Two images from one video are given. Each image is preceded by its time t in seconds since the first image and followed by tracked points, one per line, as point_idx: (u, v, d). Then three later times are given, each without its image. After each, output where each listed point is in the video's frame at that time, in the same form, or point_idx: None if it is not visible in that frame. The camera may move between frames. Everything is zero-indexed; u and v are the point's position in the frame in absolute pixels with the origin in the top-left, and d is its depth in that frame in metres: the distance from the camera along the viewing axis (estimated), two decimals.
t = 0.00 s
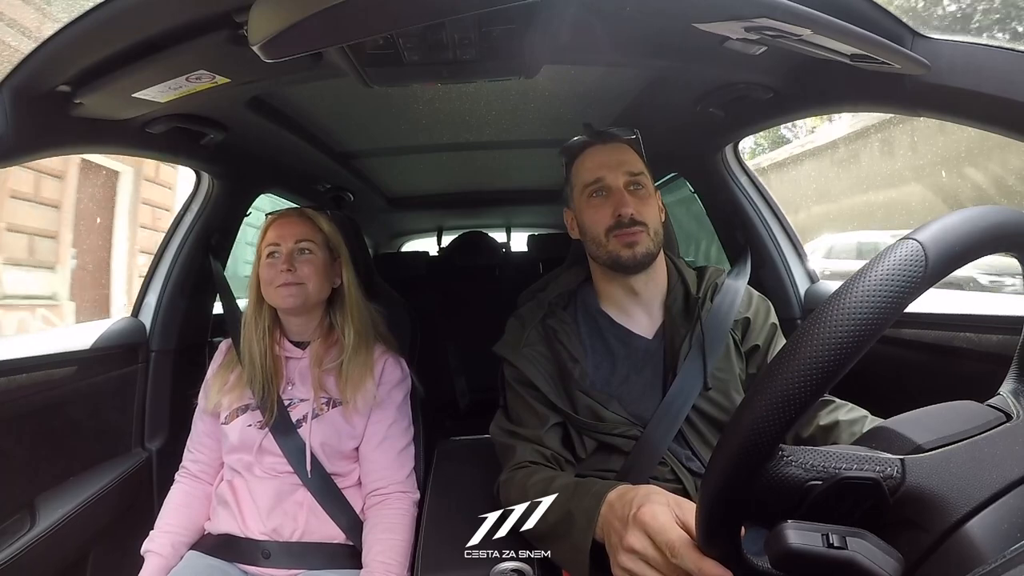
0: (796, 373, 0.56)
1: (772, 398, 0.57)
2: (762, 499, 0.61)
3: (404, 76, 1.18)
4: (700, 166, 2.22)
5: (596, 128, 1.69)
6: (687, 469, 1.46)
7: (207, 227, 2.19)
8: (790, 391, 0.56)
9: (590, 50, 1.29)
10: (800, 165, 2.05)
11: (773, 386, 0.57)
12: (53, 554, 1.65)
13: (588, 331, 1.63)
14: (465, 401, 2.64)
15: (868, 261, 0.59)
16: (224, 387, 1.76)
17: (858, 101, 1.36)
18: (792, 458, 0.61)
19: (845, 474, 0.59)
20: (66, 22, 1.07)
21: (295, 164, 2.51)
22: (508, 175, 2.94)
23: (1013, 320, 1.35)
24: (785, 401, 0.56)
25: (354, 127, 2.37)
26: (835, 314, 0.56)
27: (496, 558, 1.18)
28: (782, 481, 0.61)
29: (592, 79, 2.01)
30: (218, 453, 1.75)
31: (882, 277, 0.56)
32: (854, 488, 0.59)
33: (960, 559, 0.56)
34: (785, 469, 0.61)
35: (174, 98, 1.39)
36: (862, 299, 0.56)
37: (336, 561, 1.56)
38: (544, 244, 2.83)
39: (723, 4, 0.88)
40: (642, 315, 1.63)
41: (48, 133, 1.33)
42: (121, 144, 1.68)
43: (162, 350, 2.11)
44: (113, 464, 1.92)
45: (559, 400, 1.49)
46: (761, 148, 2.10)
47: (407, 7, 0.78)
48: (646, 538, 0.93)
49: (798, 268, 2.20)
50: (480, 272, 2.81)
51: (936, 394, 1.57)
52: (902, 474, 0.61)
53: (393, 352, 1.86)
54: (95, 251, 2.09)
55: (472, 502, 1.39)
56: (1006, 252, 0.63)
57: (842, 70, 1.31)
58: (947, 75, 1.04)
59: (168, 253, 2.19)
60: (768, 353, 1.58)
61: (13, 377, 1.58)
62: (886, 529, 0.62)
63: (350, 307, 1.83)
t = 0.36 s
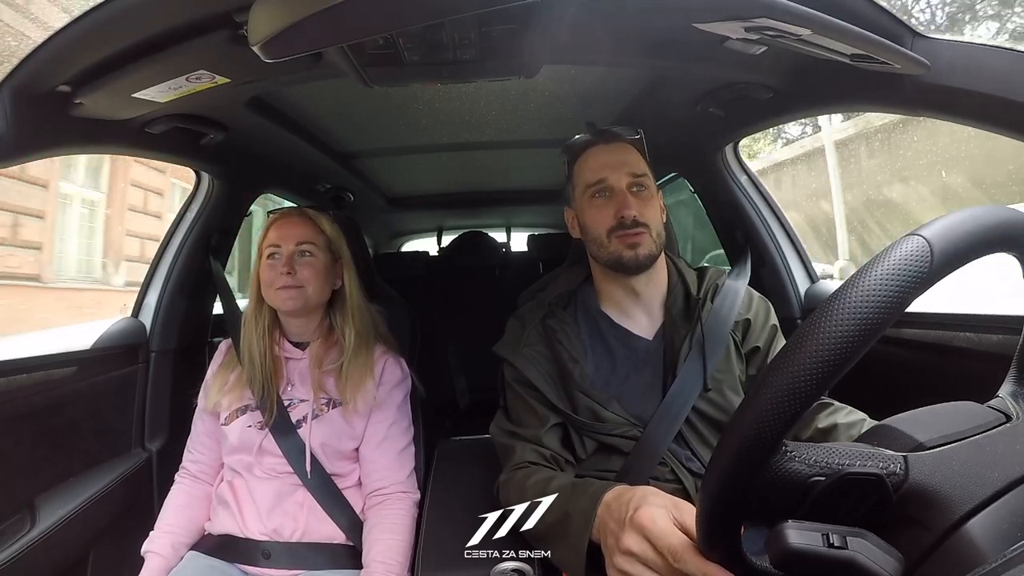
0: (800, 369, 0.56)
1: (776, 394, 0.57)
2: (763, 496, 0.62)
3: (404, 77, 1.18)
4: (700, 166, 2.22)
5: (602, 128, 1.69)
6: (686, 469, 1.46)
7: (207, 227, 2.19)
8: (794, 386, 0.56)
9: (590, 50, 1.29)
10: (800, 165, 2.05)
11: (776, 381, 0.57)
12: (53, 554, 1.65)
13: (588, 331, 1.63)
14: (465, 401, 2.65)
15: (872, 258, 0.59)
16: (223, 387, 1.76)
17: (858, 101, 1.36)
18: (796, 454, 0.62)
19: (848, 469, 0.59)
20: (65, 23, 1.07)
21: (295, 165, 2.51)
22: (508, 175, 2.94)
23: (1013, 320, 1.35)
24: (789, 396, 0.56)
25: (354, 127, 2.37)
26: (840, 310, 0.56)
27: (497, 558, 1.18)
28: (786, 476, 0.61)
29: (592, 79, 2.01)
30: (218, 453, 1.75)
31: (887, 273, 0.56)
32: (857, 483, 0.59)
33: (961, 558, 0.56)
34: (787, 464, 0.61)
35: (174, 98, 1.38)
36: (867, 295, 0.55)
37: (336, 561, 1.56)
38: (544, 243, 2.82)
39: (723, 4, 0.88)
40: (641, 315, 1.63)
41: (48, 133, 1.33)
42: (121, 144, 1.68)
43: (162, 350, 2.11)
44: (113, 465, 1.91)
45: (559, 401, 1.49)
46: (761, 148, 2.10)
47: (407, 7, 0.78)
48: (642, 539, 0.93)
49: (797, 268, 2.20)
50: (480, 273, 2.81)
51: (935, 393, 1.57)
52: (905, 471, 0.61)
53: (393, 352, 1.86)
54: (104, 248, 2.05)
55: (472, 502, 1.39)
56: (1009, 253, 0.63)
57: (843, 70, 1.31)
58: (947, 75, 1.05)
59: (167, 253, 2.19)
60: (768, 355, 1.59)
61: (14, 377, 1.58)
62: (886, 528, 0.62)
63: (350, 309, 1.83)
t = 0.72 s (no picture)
0: (801, 368, 0.56)
1: (777, 393, 0.57)
2: (764, 495, 0.62)
3: (404, 78, 1.18)
4: (700, 166, 2.21)
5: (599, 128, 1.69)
6: (686, 469, 1.46)
7: (207, 227, 2.19)
8: (796, 385, 0.56)
9: (589, 50, 1.29)
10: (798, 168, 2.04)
11: (778, 380, 0.57)
12: (52, 554, 1.65)
13: (588, 331, 1.63)
14: (465, 401, 2.65)
15: (873, 257, 0.59)
16: (224, 387, 1.76)
17: (857, 101, 1.36)
18: (798, 453, 0.62)
19: (850, 469, 0.59)
20: (65, 23, 1.07)
21: (295, 164, 2.51)
22: (508, 175, 2.94)
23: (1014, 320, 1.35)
24: (790, 395, 0.56)
25: (354, 127, 2.37)
26: (840, 309, 0.56)
27: (497, 558, 1.18)
28: (788, 474, 0.61)
29: (592, 78, 2.01)
30: (218, 453, 1.75)
31: (887, 271, 0.56)
32: (859, 482, 0.59)
33: (960, 559, 0.56)
34: (789, 463, 0.62)
35: (174, 98, 1.39)
36: (867, 294, 0.56)
37: (336, 561, 1.56)
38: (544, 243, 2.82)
39: (724, 5, 0.88)
40: (641, 316, 1.63)
41: (48, 134, 1.33)
42: (121, 144, 1.68)
43: (162, 350, 2.11)
44: (113, 465, 1.91)
45: (559, 400, 1.49)
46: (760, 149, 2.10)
47: (407, 8, 0.78)
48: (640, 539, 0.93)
49: (797, 268, 2.20)
50: (480, 273, 2.81)
51: (935, 394, 1.57)
52: (906, 469, 0.61)
53: (393, 352, 1.86)
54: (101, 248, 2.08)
55: (472, 502, 1.39)
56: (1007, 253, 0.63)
57: (842, 69, 1.31)
58: (947, 76, 1.05)
59: (168, 253, 2.20)
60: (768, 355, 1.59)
61: (14, 377, 1.58)
62: (885, 528, 0.63)
63: (351, 309, 1.83)
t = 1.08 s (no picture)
0: (799, 371, 0.56)
1: (773, 398, 0.57)
2: (761, 497, 0.61)
3: (404, 78, 1.18)
4: (701, 166, 2.21)
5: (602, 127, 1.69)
6: (686, 469, 1.45)
7: (207, 227, 2.19)
8: (795, 388, 0.56)
9: (589, 50, 1.29)
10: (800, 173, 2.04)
11: (776, 383, 0.57)
12: (52, 554, 1.65)
13: (589, 331, 1.62)
14: (465, 401, 2.65)
15: (869, 260, 0.59)
16: (224, 387, 1.76)
17: (856, 101, 1.36)
18: (791, 461, 0.61)
19: (844, 476, 0.59)
20: (66, 23, 1.07)
21: (295, 164, 2.51)
22: (507, 175, 2.94)
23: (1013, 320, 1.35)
24: (789, 398, 0.56)
25: (354, 127, 2.37)
26: (837, 312, 0.56)
27: (497, 558, 1.18)
28: (780, 482, 0.61)
29: (592, 78, 2.01)
30: (218, 453, 1.75)
31: (883, 275, 0.56)
32: (852, 490, 0.59)
33: (960, 558, 0.56)
34: (783, 471, 0.61)
35: (174, 98, 1.39)
36: (864, 297, 0.56)
37: (336, 561, 1.56)
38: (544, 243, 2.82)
39: (723, 4, 0.88)
40: (641, 315, 1.63)
41: (48, 133, 1.33)
42: (121, 144, 1.68)
43: (162, 350, 2.11)
44: (113, 465, 1.91)
45: (559, 400, 1.49)
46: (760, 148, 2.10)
47: (407, 8, 0.78)
48: (635, 539, 0.93)
49: (797, 268, 2.20)
50: (480, 273, 2.81)
51: (935, 394, 1.57)
52: (900, 475, 0.61)
53: (393, 351, 1.86)
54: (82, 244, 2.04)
55: (473, 502, 1.39)
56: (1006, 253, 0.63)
57: (843, 69, 1.31)
58: (948, 75, 1.05)
59: (168, 252, 2.20)
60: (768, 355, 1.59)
61: (13, 377, 1.58)
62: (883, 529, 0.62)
63: (351, 309, 1.83)
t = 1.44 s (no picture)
0: (799, 371, 0.56)
1: (774, 397, 0.57)
2: (762, 500, 0.61)
3: (404, 78, 1.17)
4: (701, 166, 2.21)
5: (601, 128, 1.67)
6: (686, 470, 1.45)
7: (207, 227, 2.19)
8: (794, 388, 0.56)
9: (589, 50, 1.29)
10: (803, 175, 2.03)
11: (775, 383, 0.57)
12: (52, 555, 1.65)
13: (588, 331, 1.62)
14: (465, 401, 2.65)
15: (869, 260, 0.59)
16: (223, 387, 1.76)
17: (856, 102, 1.36)
18: (792, 459, 0.61)
19: (845, 475, 0.59)
20: (65, 23, 1.07)
21: (295, 164, 2.51)
22: (507, 175, 2.94)
23: (1014, 320, 1.35)
24: (789, 398, 0.56)
25: (353, 127, 2.37)
26: (836, 312, 0.56)
27: (497, 558, 1.18)
28: (782, 481, 0.61)
29: (592, 78, 2.01)
30: (218, 453, 1.75)
31: (882, 274, 0.56)
32: (854, 488, 0.59)
33: (959, 559, 0.56)
34: (784, 469, 0.61)
35: (173, 98, 1.38)
36: (863, 297, 0.55)
37: (336, 561, 1.56)
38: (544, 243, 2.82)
39: (723, 4, 0.88)
40: (641, 317, 1.63)
41: (48, 134, 1.33)
42: (121, 144, 1.68)
43: (162, 350, 2.11)
44: (113, 465, 1.91)
45: (559, 400, 1.49)
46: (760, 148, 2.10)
47: (407, 7, 0.78)
48: (636, 537, 0.93)
49: (797, 268, 2.20)
50: (480, 273, 2.81)
51: (935, 394, 1.57)
52: (902, 474, 0.61)
53: (393, 351, 1.86)
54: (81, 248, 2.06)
55: (472, 502, 1.39)
56: (1006, 252, 0.63)
57: (843, 69, 1.31)
58: (947, 75, 1.05)
59: (168, 251, 2.19)
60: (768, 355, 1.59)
61: (14, 377, 1.58)
62: (883, 530, 0.62)
63: (347, 309, 1.82)
